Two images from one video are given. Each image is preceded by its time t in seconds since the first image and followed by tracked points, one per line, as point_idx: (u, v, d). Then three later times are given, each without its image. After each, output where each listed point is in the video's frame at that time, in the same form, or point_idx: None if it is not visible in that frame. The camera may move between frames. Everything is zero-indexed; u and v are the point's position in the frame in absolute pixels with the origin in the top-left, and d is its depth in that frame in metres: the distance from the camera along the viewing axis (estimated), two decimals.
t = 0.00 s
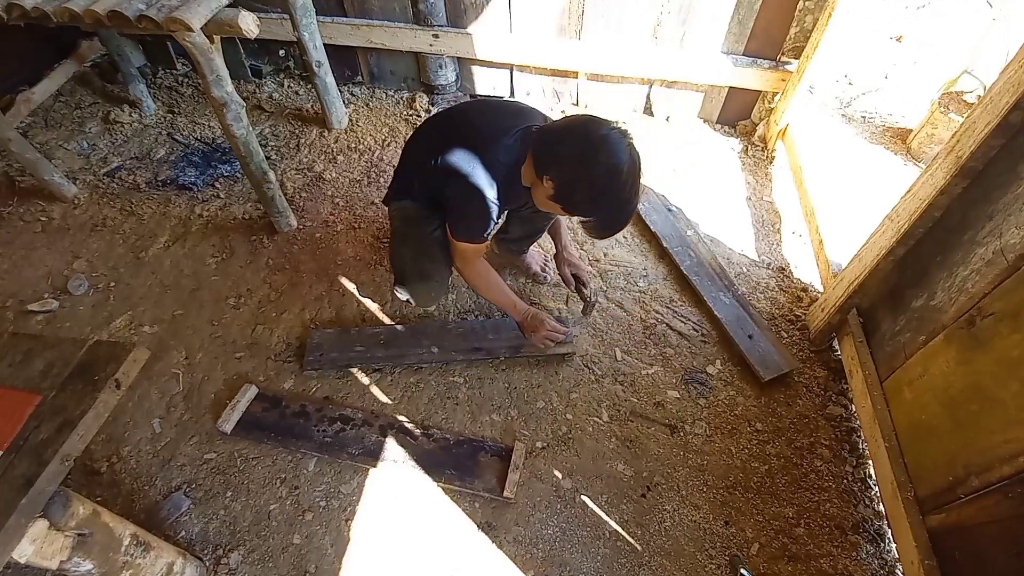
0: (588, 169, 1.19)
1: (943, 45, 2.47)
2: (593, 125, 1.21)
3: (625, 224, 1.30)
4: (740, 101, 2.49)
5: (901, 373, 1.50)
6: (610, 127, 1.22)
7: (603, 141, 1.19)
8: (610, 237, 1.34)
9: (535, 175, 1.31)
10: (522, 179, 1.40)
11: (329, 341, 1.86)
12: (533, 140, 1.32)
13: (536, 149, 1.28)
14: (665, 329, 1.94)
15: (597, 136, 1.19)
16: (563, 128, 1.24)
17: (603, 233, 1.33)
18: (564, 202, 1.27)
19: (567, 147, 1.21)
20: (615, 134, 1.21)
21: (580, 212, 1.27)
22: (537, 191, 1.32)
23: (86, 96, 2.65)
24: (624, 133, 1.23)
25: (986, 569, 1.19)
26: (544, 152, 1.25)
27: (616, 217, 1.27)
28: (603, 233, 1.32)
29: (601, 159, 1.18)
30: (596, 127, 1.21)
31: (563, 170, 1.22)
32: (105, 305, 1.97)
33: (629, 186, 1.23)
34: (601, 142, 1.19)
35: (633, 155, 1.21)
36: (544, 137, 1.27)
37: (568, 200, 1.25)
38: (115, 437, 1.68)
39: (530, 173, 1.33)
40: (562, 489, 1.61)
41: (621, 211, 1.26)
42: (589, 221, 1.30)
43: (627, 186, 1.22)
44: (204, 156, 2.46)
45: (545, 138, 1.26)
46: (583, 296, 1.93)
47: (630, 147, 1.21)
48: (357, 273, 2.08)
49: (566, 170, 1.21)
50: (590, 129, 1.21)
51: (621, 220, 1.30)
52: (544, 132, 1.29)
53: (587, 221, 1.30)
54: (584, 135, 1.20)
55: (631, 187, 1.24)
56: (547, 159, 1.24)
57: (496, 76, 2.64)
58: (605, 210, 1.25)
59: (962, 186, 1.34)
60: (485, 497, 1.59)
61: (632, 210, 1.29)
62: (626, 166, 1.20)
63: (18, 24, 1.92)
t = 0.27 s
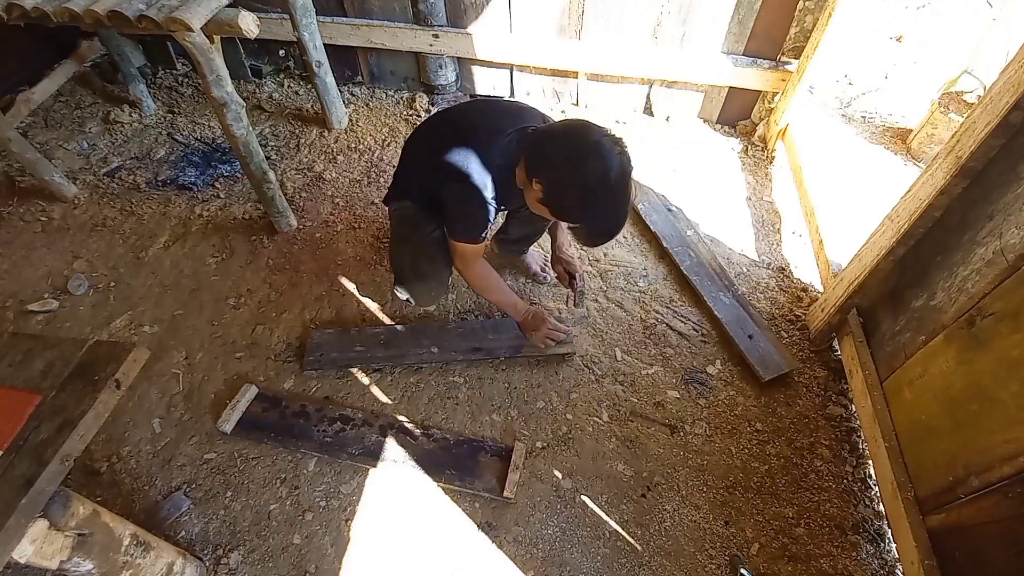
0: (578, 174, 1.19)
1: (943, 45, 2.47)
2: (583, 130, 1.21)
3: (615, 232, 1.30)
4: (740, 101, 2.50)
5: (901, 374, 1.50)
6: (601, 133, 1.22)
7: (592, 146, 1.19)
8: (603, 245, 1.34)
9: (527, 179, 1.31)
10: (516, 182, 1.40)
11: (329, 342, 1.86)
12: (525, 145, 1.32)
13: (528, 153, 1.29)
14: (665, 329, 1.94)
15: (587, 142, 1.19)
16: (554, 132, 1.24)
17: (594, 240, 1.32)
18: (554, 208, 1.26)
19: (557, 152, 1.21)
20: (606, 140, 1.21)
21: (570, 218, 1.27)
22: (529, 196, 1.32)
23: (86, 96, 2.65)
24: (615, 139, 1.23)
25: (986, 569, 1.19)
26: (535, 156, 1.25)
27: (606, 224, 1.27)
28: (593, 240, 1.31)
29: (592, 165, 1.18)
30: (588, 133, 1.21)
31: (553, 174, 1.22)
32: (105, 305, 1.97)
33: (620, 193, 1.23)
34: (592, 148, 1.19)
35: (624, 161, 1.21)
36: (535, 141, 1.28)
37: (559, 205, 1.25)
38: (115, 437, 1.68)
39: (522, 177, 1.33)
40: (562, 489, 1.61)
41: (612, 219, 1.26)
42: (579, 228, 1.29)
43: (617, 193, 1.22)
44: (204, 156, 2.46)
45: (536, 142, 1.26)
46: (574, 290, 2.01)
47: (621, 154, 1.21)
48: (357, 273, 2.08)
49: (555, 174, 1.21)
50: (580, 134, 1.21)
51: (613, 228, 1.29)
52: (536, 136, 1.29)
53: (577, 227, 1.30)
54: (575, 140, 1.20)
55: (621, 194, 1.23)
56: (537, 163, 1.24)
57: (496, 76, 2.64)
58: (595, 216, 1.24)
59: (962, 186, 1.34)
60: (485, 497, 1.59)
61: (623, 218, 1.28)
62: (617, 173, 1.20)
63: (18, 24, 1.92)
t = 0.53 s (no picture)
0: (563, 179, 1.19)
1: (943, 45, 2.47)
2: (571, 135, 1.21)
3: (601, 240, 1.28)
4: (740, 101, 2.50)
5: (901, 374, 1.50)
6: (590, 140, 1.22)
7: (579, 151, 1.19)
8: (591, 253, 1.33)
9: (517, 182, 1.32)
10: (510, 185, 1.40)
11: (329, 342, 1.86)
12: (517, 148, 1.32)
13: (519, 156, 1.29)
14: (665, 329, 1.94)
15: (575, 147, 1.20)
16: (544, 136, 1.25)
17: (580, 248, 1.31)
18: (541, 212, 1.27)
19: (546, 155, 1.21)
20: (594, 146, 1.21)
21: (556, 224, 1.26)
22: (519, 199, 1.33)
23: (86, 96, 2.65)
24: (604, 146, 1.23)
25: (986, 570, 1.19)
26: (525, 159, 1.26)
27: (592, 232, 1.26)
28: (579, 248, 1.30)
29: (578, 171, 1.18)
30: (577, 139, 1.22)
31: (539, 178, 1.22)
32: (105, 305, 1.97)
33: (607, 200, 1.22)
34: (579, 153, 1.19)
35: (611, 169, 1.21)
36: (526, 145, 1.28)
37: (545, 210, 1.25)
38: (115, 437, 1.68)
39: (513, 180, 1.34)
40: (562, 489, 1.61)
41: (599, 227, 1.25)
42: (565, 235, 1.28)
43: (602, 199, 1.21)
44: (204, 156, 2.46)
45: (527, 146, 1.27)
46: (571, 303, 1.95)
47: (608, 161, 1.20)
48: (357, 273, 2.08)
49: (542, 177, 1.22)
50: (569, 139, 1.21)
51: (601, 236, 1.28)
52: (528, 140, 1.30)
53: (563, 235, 1.29)
54: (563, 145, 1.21)
55: (607, 201, 1.22)
56: (526, 166, 1.25)
57: (496, 76, 2.64)
58: (580, 223, 1.24)
59: (962, 186, 1.34)
60: (485, 497, 1.59)
61: (610, 227, 1.27)
62: (604, 180, 1.20)
63: (19, 24, 1.92)
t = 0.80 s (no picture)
0: (552, 182, 1.19)
1: (943, 45, 2.47)
2: (564, 137, 1.21)
3: (594, 239, 1.29)
4: (740, 101, 2.50)
5: (901, 373, 1.50)
6: (583, 141, 1.21)
7: (570, 154, 1.19)
8: (585, 253, 1.35)
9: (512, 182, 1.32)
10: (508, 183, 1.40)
11: (329, 342, 1.86)
12: (513, 147, 1.32)
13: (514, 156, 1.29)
14: (665, 329, 1.94)
15: (564, 149, 1.19)
16: (538, 138, 1.24)
17: (574, 246, 1.32)
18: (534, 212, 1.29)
19: (538, 157, 1.21)
20: (586, 148, 1.20)
21: (549, 223, 1.27)
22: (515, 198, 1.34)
23: (86, 96, 2.65)
24: (596, 147, 1.22)
25: (986, 570, 1.19)
26: (519, 160, 1.26)
27: (584, 232, 1.27)
28: (573, 246, 1.31)
29: (567, 173, 1.18)
30: (568, 140, 1.21)
31: (530, 179, 1.23)
32: (105, 305, 1.97)
33: (599, 202, 1.22)
34: (568, 155, 1.19)
35: (601, 172, 1.20)
36: (521, 145, 1.28)
37: (537, 210, 1.26)
38: (115, 437, 1.68)
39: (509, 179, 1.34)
40: (562, 489, 1.61)
41: (590, 227, 1.26)
42: (558, 234, 1.29)
43: (593, 201, 1.21)
44: (204, 156, 2.46)
45: (522, 147, 1.27)
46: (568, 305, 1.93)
47: (600, 163, 1.20)
48: (357, 273, 2.08)
49: (534, 178, 1.22)
50: (561, 141, 1.21)
51: (593, 236, 1.29)
52: (522, 140, 1.29)
53: (556, 234, 1.30)
54: (554, 147, 1.20)
55: (598, 203, 1.22)
56: (519, 167, 1.25)
57: (496, 76, 2.64)
58: (570, 225, 1.25)
59: (962, 186, 1.34)
60: (485, 497, 1.59)
61: (602, 226, 1.28)
62: (593, 183, 1.19)
63: (19, 24, 1.92)
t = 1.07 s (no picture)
0: (553, 177, 1.20)
1: (943, 45, 2.47)
2: (563, 130, 1.21)
3: (598, 231, 1.29)
4: (740, 101, 2.50)
5: (901, 373, 1.50)
6: (582, 133, 1.21)
7: (570, 146, 1.19)
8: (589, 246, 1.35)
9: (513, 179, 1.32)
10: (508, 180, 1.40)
11: (329, 342, 1.86)
12: (512, 143, 1.32)
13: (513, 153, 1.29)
14: (665, 329, 1.94)
15: (564, 143, 1.19)
16: (536, 132, 1.24)
17: (578, 240, 1.32)
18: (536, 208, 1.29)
19: (538, 152, 1.21)
20: (586, 139, 1.20)
21: (552, 218, 1.28)
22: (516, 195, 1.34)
23: (86, 96, 2.65)
24: (596, 138, 1.22)
25: (986, 570, 1.19)
26: (519, 156, 1.26)
27: (588, 224, 1.27)
28: (578, 239, 1.32)
29: (568, 167, 1.18)
30: (567, 133, 1.21)
31: (531, 174, 1.23)
32: (104, 306, 1.97)
33: (601, 193, 1.22)
34: (567, 149, 1.19)
35: (603, 164, 1.20)
36: (520, 141, 1.28)
37: (540, 205, 1.26)
38: (115, 437, 1.68)
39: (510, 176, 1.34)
40: (562, 490, 1.61)
41: (594, 219, 1.26)
42: (562, 228, 1.29)
43: (596, 192, 1.21)
44: (204, 156, 2.46)
45: (521, 142, 1.27)
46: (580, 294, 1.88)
47: (602, 154, 1.20)
48: (357, 273, 2.08)
49: (535, 174, 1.22)
50: (560, 134, 1.21)
51: (597, 228, 1.29)
52: (521, 135, 1.29)
53: (561, 228, 1.30)
54: (554, 141, 1.20)
55: (601, 194, 1.22)
56: (520, 163, 1.25)
57: (496, 76, 2.64)
58: (574, 219, 1.25)
59: (962, 186, 1.34)
60: (485, 497, 1.59)
61: (606, 218, 1.28)
62: (594, 176, 1.20)
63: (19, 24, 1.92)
